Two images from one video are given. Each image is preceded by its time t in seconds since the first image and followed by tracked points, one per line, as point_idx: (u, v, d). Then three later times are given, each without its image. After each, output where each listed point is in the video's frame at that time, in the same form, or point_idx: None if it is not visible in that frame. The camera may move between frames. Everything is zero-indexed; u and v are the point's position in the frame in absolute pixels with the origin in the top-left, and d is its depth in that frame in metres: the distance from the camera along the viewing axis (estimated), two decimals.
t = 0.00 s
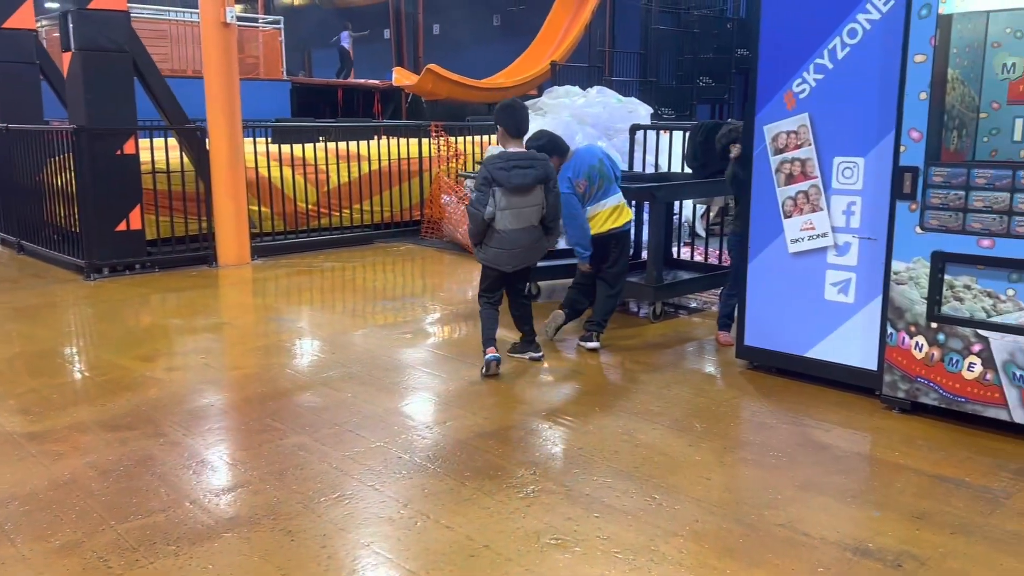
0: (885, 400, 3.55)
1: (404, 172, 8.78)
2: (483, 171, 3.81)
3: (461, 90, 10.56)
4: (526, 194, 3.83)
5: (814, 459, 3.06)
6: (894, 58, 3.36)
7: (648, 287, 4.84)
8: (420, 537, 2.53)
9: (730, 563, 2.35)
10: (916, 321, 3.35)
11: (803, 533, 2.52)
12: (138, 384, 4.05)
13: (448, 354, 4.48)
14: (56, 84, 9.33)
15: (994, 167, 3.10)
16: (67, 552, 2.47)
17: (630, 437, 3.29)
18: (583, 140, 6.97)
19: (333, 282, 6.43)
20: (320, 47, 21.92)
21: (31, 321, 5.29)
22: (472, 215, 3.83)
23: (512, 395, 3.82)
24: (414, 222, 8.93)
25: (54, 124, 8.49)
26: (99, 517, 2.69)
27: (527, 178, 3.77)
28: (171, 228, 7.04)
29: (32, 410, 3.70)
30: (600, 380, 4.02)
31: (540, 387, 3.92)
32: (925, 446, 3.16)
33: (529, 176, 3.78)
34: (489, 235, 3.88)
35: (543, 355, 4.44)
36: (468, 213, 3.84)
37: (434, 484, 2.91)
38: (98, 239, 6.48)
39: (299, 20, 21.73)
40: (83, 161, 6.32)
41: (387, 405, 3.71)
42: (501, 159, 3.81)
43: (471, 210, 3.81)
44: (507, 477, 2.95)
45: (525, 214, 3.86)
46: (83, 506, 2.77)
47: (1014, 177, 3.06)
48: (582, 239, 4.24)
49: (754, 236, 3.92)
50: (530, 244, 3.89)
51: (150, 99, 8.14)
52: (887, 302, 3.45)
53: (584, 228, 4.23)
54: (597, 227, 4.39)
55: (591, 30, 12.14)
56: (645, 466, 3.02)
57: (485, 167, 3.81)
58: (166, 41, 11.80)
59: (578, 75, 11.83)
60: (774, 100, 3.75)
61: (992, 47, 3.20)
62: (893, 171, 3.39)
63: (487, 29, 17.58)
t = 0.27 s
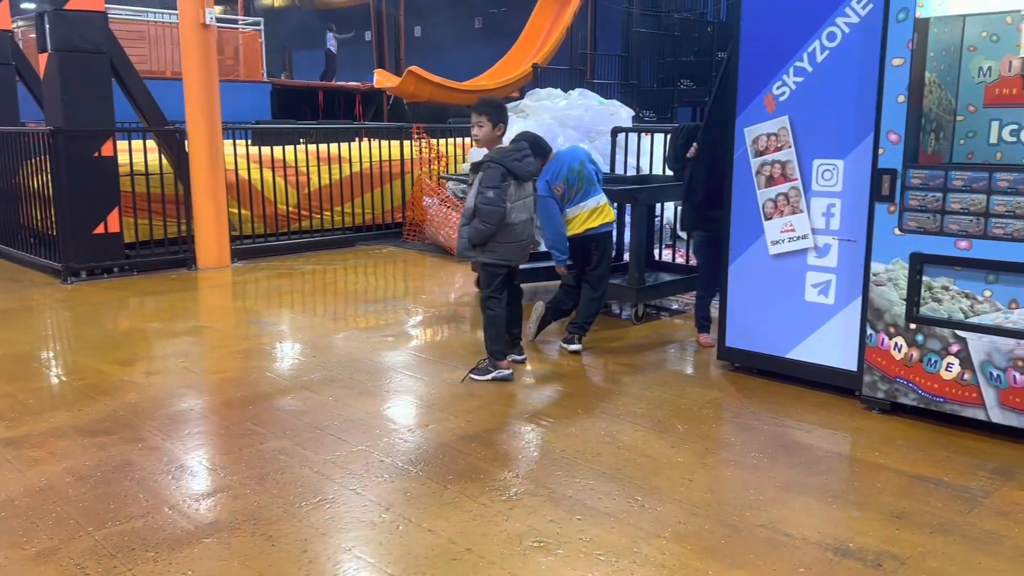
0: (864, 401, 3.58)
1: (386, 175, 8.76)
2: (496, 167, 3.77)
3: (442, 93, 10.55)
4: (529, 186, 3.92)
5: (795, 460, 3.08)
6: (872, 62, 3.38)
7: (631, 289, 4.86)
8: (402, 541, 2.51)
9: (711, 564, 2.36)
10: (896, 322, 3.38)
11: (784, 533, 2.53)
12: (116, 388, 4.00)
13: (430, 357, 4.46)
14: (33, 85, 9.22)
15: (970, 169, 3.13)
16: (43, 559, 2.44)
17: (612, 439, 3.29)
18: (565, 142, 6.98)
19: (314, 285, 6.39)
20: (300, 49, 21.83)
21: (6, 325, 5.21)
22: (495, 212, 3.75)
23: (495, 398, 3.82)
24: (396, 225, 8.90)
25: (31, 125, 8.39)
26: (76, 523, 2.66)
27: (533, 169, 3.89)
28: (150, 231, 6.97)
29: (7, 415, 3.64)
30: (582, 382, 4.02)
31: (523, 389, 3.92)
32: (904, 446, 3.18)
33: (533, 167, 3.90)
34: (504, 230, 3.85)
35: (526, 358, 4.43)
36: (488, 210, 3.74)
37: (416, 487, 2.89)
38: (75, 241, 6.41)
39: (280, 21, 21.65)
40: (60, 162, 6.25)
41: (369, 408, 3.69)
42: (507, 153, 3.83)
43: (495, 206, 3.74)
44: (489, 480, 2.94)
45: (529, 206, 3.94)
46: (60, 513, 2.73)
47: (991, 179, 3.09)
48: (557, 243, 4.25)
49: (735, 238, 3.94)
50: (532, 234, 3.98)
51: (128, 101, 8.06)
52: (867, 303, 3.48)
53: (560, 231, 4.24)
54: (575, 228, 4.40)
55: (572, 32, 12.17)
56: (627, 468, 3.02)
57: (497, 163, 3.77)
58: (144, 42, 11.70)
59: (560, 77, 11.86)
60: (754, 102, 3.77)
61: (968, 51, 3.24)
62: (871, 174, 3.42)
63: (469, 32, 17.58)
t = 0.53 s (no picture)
0: (849, 401, 3.60)
1: (371, 176, 8.73)
2: (507, 164, 3.78)
3: (428, 94, 10.54)
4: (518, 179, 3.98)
5: (780, 460, 3.09)
6: (856, 63, 3.40)
7: (618, 290, 4.86)
8: (388, 544, 2.50)
9: (697, 564, 2.36)
10: (879, 322, 3.40)
11: (770, 533, 2.54)
12: (98, 391, 3.96)
13: (416, 359, 4.45)
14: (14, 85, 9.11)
15: (953, 170, 3.15)
16: (24, 564, 2.41)
17: (598, 440, 3.29)
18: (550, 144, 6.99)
19: (299, 287, 6.36)
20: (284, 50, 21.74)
21: None
22: (522, 205, 3.79)
23: (481, 399, 3.81)
24: (382, 226, 8.88)
25: (11, 125, 8.30)
26: (57, 528, 2.62)
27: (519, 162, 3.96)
28: (133, 232, 6.91)
29: None
30: (568, 383, 4.02)
31: (509, 391, 3.91)
32: (888, 446, 3.20)
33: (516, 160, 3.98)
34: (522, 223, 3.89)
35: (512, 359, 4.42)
36: (522, 203, 3.78)
37: (402, 489, 2.88)
38: (56, 243, 6.34)
39: (264, 22, 21.56)
40: (41, 163, 6.18)
41: (354, 411, 3.67)
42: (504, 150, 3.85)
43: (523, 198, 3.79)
44: (475, 482, 2.93)
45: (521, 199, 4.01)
46: (41, 517, 2.70)
47: (973, 180, 3.12)
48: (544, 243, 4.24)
49: (720, 240, 3.95)
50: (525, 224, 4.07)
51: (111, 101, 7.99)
52: (851, 304, 3.50)
53: (548, 232, 4.24)
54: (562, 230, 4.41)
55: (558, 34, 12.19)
56: (614, 468, 3.02)
57: (506, 159, 3.79)
58: (127, 42, 11.60)
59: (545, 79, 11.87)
60: (739, 104, 3.79)
61: (949, 53, 3.28)
62: (855, 175, 3.44)
63: (454, 33, 17.56)
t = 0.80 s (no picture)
0: (836, 401, 3.61)
1: (359, 177, 8.71)
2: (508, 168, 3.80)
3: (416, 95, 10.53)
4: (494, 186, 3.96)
5: (768, 460, 3.10)
6: (843, 65, 3.42)
7: (607, 291, 4.88)
8: (377, 546, 2.49)
9: (686, 565, 2.36)
10: (866, 323, 3.42)
11: (758, 533, 2.54)
12: (84, 393, 3.93)
13: (404, 360, 4.43)
14: None
15: (939, 172, 3.17)
16: (9, 568, 2.38)
17: (587, 442, 3.30)
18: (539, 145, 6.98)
19: (287, 288, 6.34)
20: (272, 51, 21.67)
21: None
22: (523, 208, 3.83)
23: (470, 401, 3.80)
24: (370, 227, 8.86)
25: None
26: (42, 532, 2.60)
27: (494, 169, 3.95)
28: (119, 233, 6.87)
29: None
30: (557, 385, 4.02)
31: (498, 392, 3.91)
32: (875, 446, 3.22)
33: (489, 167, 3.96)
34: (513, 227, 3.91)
35: (501, 361, 4.42)
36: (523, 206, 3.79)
37: (390, 491, 2.87)
38: (42, 244, 6.29)
39: (252, 23, 21.49)
40: (26, 164, 6.13)
41: (342, 413, 3.66)
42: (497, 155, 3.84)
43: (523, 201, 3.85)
44: (464, 484, 2.92)
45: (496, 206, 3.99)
46: (26, 521, 2.67)
47: (958, 182, 3.13)
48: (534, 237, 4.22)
49: (708, 241, 3.96)
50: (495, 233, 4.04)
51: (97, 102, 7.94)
52: (838, 305, 3.52)
53: (538, 229, 4.23)
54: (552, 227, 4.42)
55: (546, 36, 12.20)
56: (602, 470, 3.03)
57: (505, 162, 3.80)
58: (113, 42, 11.53)
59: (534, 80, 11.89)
60: (727, 105, 3.80)
61: (936, 55, 3.32)
62: (842, 176, 3.46)
63: (442, 35, 17.56)
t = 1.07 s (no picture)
0: (828, 402, 3.62)
1: (351, 178, 8.70)
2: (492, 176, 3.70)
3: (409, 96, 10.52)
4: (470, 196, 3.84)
5: (760, 461, 3.10)
6: (834, 67, 3.43)
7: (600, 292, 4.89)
8: (368, 548, 2.48)
9: (678, 565, 2.37)
10: (857, 324, 3.44)
11: (750, 534, 2.55)
12: (75, 395, 3.91)
13: (397, 362, 4.43)
14: None
15: (929, 173, 3.19)
16: None
17: (579, 442, 3.30)
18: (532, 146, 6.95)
19: (279, 289, 6.33)
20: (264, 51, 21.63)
21: None
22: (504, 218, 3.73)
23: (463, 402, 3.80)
24: (363, 228, 8.85)
25: None
26: (32, 534, 2.59)
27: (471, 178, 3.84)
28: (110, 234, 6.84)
29: None
30: (549, 386, 4.02)
31: (490, 393, 3.91)
32: (866, 446, 3.23)
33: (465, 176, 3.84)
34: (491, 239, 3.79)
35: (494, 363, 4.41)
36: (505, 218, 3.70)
37: (382, 493, 2.87)
38: (32, 246, 6.26)
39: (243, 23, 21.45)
40: (16, 164, 6.10)
41: (334, 414, 3.65)
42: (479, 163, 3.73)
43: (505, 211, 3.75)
44: (456, 485, 2.92)
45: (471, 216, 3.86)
46: (16, 523, 2.66)
47: (948, 183, 3.15)
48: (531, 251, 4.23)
49: (700, 243, 3.97)
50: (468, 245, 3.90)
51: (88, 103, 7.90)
52: (829, 306, 3.53)
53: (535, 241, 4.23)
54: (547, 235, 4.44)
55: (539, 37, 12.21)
56: (595, 470, 3.03)
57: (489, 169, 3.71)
58: (105, 43, 11.49)
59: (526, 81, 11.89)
60: (719, 107, 3.81)
61: (926, 57, 3.34)
62: (834, 178, 3.47)
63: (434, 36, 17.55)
